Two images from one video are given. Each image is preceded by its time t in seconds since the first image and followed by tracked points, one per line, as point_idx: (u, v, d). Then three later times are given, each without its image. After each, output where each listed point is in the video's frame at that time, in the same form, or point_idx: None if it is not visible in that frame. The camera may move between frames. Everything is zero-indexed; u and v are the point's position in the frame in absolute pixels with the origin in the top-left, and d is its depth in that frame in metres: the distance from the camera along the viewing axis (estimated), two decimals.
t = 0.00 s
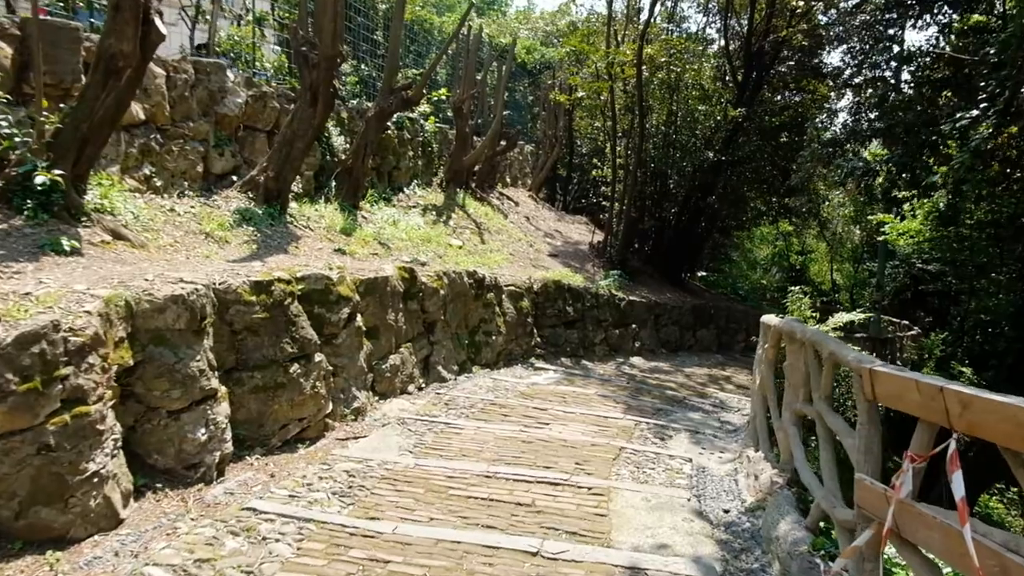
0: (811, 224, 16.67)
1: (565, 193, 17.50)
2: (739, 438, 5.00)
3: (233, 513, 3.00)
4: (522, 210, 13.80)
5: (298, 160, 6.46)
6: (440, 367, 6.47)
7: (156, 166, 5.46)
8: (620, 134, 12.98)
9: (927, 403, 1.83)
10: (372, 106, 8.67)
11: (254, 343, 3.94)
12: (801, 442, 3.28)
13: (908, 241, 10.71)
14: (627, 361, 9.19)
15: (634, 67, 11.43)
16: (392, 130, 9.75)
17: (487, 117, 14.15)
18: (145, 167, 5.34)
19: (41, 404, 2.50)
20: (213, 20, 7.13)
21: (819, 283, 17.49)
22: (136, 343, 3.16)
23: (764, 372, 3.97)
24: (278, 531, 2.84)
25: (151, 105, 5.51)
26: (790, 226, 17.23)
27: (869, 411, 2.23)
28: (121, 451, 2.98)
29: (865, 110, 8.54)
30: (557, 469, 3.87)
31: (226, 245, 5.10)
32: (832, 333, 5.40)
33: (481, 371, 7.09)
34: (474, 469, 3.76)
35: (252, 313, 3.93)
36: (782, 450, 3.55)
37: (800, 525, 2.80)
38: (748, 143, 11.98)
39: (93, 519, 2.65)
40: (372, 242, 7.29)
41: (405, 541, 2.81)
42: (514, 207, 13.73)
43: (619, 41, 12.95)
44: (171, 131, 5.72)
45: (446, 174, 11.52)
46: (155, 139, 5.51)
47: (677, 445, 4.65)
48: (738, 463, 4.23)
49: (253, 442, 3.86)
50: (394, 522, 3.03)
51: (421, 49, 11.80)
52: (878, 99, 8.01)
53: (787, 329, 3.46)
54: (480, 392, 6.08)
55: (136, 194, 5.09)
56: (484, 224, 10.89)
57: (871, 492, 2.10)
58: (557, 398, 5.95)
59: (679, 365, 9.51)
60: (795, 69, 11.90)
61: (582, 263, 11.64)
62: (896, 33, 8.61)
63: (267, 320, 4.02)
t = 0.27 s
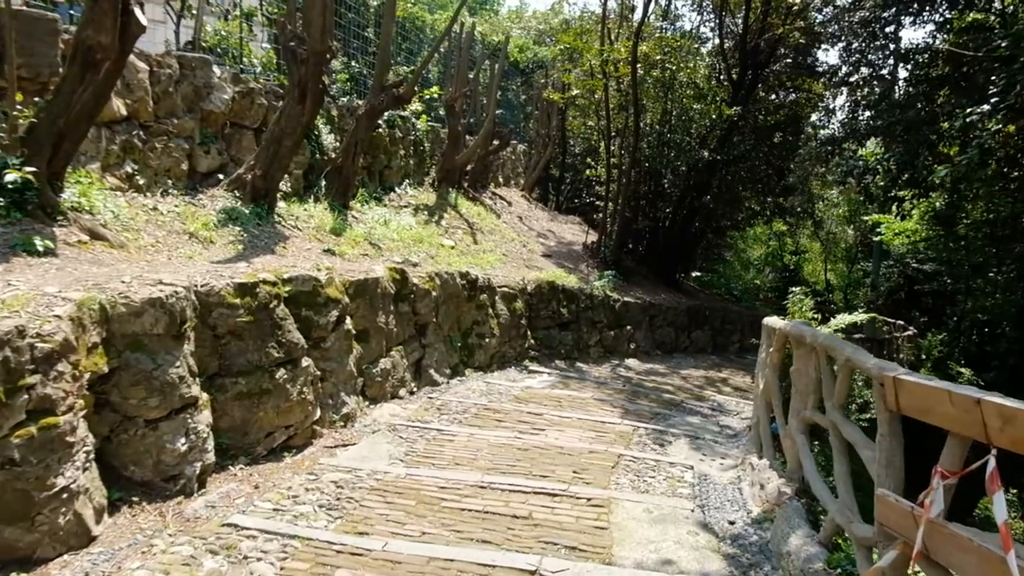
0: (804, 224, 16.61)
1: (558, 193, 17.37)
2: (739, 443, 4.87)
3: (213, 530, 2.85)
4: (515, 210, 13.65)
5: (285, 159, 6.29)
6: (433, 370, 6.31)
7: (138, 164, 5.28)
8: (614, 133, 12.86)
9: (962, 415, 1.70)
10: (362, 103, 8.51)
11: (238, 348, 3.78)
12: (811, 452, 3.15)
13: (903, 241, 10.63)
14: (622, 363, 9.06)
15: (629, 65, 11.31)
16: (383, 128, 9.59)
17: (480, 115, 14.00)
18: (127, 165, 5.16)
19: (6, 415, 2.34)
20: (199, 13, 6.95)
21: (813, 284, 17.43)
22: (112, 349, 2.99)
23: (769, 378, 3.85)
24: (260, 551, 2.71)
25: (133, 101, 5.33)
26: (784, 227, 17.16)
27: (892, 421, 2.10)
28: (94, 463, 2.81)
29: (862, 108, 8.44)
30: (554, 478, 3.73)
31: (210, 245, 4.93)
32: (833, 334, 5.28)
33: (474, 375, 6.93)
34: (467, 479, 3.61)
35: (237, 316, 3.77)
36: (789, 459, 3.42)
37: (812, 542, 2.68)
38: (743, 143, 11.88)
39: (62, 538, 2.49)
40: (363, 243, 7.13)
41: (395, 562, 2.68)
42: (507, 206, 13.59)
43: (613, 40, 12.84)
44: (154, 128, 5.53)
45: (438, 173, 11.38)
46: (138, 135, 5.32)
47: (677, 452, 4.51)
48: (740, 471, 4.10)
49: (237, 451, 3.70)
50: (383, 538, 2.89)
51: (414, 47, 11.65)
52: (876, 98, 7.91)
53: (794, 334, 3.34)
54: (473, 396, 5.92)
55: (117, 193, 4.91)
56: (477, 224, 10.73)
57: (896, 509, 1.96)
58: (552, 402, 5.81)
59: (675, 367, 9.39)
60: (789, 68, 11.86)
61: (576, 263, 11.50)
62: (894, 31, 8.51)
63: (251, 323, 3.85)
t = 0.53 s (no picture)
0: (795, 223, 16.57)
1: (548, 193, 17.26)
2: (735, 446, 4.75)
3: (187, 546, 2.70)
4: (505, 209, 13.52)
5: (270, 156, 6.13)
6: (421, 372, 6.17)
7: (116, 161, 5.12)
8: (605, 131, 12.75)
9: (990, 424, 1.59)
10: (349, 100, 8.35)
11: (217, 352, 3.62)
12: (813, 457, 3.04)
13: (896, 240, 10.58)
14: (614, 364, 8.94)
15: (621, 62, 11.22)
16: (370, 126, 9.43)
17: (469, 114, 13.86)
18: (103, 162, 5.00)
19: None
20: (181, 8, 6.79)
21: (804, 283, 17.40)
22: (80, 354, 2.82)
23: (768, 380, 3.74)
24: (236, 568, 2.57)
25: (110, 96, 5.16)
26: (775, 226, 17.12)
27: (907, 428, 1.98)
28: (59, 476, 2.66)
29: (855, 105, 8.36)
30: (546, 485, 3.60)
31: (190, 245, 4.77)
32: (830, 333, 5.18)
33: (464, 377, 6.80)
34: (457, 487, 3.47)
35: (215, 318, 3.62)
36: (790, 464, 3.31)
37: (817, 552, 2.56)
38: (734, 141, 11.81)
39: (23, 557, 2.34)
40: (349, 242, 6.98)
41: None
42: (497, 206, 13.45)
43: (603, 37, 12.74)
44: (132, 124, 5.36)
45: (427, 172, 11.24)
46: (115, 131, 5.16)
47: (673, 456, 4.40)
48: (738, 476, 3.99)
49: (216, 459, 3.54)
50: (367, 552, 2.75)
51: (402, 44, 11.50)
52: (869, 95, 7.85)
53: (795, 335, 3.23)
54: (463, 399, 5.78)
55: (92, 191, 4.75)
56: (467, 223, 10.59)
57: (912, 521, 1.84)
58: (544, 404, 5.68)
59: (667, 367, 9.29)
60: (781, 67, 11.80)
61: (567, 263, 11.38)
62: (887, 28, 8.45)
63: (231, 326, 3.70)
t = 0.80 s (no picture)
0: (785, 222, 16.53)
1: (537, 193, 17.14)
2: (730, 448, 4.63)
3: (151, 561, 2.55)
4: (493, 209, 13.39)
5: (250, 153, 5.97)
6: (407, 374, 6.02)
7: (85, 158, 4.96)
8: (593, 130, 12.64)
9: (1010, 426, 1.46)
10: (333, 97, 8.18)
11: (189, 355, 3.46)
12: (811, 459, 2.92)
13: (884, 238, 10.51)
14: (604, 364, 8.82)
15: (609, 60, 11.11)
16: (355, 123, 9.27)
17: (456, 113, 13.72)
18: (73, 159, 4.84)
19: None
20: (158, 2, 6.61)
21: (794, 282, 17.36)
22: (38, 359, 2.66)
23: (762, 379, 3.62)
24: None
25: (81, 90, 5.01)
26: (764, 225, 17.07)
27: (915, 431, 1.85)
28: (14, 488, 2.50)
29: (844, 101, 8.30)
30: (535, 491, 3.46)
31: (164, 244, 4.60)
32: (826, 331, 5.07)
33: (451, 378, 6.65)
34: (441, 494, 3.33)
35: (187, 320, 3.46)
36: (787, 466, 3.19)
37: (819, 562, 2.43)
38: (723, 139, 11.73)
39: None
40: (333, 242, 6.82)
41: None
42: (485, 205, 13.31)
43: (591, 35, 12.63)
44: (104, 119, 5.20)
45: (414, 171, 11.09)
46: (86, 127, 5.01)
47: (665, 458, 4.27)
48: (733, 479, 3.87)
49: (189, 467, 3.39)
50: (344, 565, 2.60)
51: (388, 42, 11.34)
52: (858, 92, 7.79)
53: (792, 333, 3.11)
54: (449, 402, 5.63)
55: (61, 189, 4.59)
56: (454, 223, 10.44)
57: (924, 531, 1.71)
58: (533, 407, 5.53)
59: (658, 368, 9.17)
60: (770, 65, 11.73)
61: (556, 262, 11.25)
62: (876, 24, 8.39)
63: (205, 327, 3.53)
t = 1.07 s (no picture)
0: (778, 220, 16.44)
1: (528, 192, 17.00)
2: (725, 454, 4.49)
3: None
4: (483, 208, 13.23)
5: (230, 151, 5.80)
6: (394, 378, 5.85)
7: (56, 155, 4.80)
8: (585, 128, 12.52)
9: None
10: (318, 95, 8.02)
11: (160, 361, 3.30)
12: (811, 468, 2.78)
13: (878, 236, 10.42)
14: (596, 366, 8.68)
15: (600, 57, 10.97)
16: (342, 121, 9.10)
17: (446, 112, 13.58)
18: (43, 156, 4.68)
19: None
20: None
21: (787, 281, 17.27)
22: None
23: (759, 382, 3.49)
24: None
25: (50, 85, 4.83)
26: (757, 224, 16.99)
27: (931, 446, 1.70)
28: None
29: (838, 98, 8.18)
30: (523, 501, 3.31)
31: (138, 245, 4.44)
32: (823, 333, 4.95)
33: (440, 382, 6.49)
34: (426, 506, 3.17)
35: (157, 325, 3.30)
36: (787, 476, 3.04)
37: None
38: (715, 137, 11.62)
39: None
40: (318, 242, 6.65)
41: None
42: (475, 205, 13.16)
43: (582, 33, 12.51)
44: (76, 116, 5.03)
45: (403, 170, 10.93)
46: (57, 123, 4.85)
47: (659, 465, 4.13)
48: (729, 487, 3.73)
49: (159, 480, 3.22)
50: None
51: (376, 40, 11.19)
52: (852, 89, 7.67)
53: (792, 336, 2.97)
54: (437, 406, 5.48)
55: (30, 188, 4.42)
56: (443, 222, 10.29)
57: (941, 555, 1.56)
58: (523, 411, 5.38)
59: (651, 369, 9.04)
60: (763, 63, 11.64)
61: (547, 262, 11.11)
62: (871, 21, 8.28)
63: (177, 332, 3.37)
